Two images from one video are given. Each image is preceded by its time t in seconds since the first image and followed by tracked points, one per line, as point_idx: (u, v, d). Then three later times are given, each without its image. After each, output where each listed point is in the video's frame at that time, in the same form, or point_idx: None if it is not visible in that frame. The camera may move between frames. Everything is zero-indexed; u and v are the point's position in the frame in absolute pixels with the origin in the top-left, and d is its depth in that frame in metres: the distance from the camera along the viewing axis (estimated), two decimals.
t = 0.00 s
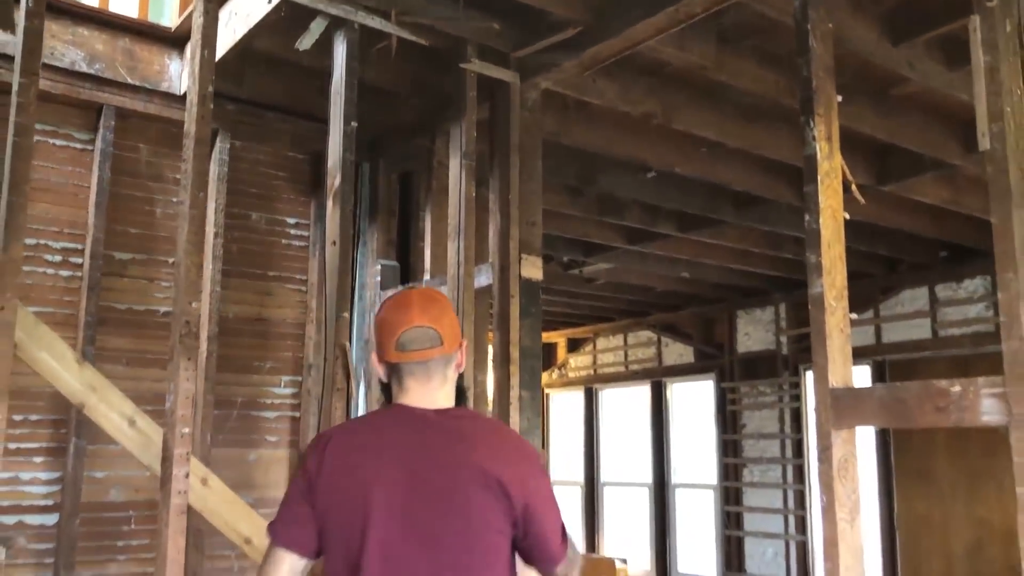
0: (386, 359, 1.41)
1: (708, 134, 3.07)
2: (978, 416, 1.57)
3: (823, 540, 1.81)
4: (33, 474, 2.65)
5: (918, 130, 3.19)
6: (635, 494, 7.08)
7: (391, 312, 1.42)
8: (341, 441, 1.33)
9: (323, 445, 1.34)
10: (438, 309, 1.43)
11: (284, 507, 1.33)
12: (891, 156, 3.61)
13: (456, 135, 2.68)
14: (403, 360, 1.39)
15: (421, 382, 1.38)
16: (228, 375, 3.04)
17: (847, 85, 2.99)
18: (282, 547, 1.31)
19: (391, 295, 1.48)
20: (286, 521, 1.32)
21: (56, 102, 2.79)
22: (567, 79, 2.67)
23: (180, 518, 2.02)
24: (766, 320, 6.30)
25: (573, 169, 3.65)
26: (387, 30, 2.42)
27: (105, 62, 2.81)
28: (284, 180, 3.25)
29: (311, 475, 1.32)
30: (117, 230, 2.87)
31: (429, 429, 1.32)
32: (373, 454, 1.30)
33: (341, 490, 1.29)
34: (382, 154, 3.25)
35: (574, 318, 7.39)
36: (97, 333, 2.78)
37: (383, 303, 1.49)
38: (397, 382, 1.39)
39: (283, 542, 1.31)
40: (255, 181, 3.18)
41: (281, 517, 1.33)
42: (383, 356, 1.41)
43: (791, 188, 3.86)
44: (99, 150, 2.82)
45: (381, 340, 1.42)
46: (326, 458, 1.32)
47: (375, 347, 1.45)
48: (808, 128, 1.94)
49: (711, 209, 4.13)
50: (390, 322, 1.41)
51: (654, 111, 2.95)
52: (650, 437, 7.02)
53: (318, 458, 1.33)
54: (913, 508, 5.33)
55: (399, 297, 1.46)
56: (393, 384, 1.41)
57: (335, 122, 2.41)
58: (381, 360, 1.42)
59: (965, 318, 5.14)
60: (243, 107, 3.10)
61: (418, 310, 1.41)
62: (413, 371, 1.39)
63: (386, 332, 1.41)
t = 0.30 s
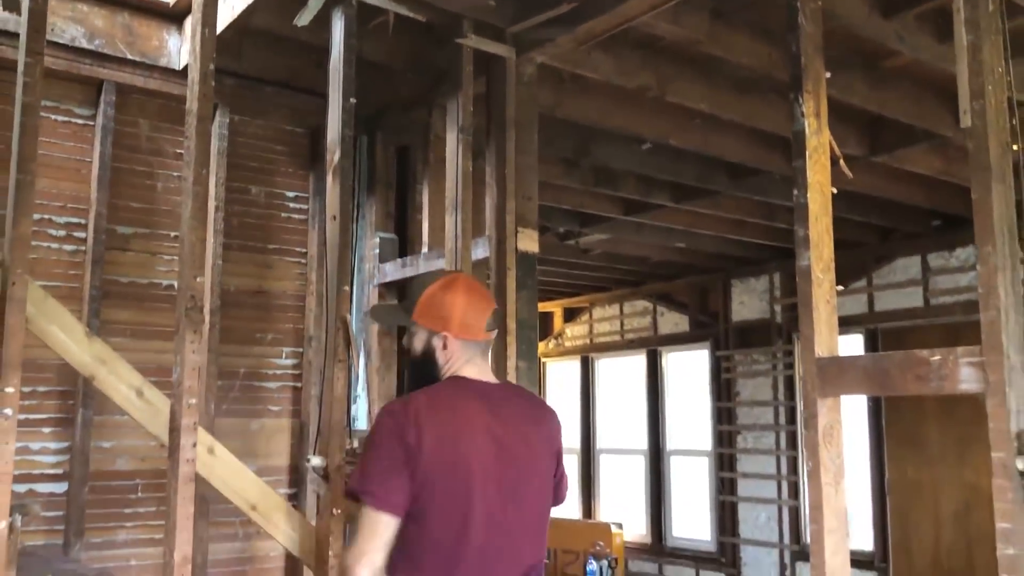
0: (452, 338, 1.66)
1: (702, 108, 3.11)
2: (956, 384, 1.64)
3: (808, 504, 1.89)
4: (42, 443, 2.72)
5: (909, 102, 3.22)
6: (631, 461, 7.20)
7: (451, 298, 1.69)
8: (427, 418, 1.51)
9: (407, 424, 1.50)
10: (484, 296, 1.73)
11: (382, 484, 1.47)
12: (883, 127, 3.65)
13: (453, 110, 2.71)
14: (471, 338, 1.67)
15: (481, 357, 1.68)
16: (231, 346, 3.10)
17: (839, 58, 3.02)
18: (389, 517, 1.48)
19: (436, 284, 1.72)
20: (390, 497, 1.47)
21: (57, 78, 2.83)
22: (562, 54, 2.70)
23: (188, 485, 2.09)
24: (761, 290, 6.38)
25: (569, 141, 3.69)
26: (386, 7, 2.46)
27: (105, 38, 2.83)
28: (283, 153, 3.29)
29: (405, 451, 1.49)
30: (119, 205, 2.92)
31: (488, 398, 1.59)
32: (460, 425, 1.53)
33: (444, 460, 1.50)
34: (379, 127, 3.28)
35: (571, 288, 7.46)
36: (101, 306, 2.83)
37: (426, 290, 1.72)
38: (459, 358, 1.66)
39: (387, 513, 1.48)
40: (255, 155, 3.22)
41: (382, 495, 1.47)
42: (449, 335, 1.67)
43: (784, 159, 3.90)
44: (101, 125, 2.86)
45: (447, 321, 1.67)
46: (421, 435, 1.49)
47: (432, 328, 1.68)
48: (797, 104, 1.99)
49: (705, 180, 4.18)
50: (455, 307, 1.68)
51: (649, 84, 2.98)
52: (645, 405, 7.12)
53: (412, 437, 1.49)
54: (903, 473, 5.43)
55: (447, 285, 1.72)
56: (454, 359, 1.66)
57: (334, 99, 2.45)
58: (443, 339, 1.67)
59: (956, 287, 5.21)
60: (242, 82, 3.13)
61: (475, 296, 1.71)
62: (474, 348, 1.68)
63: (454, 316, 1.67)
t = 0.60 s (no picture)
0: (485, 315, 1.74)
1: (705, 81, 3.12)
2: (948, 353, 1.67)
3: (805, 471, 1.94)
4: (58, 418, 2.80)
5: (912, 74, 3.23)
6: (638, 433, 7.27)
7: (485, 278, 1.76)
8: (501, 380, 1.62)
9: (488, 386, 1.59)
10: (506, 273, 1.82)
11: (481, 447, 1.54)
12: (887, 99, 3.65)
13: (456, 87, 2.75)
14: (502, 315, 1.77)
15: (502, 330, 1.77)
16: (242, 321, 3.16)
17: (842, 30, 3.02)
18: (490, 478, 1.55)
19: (467, 262, 1.76)
20: (487, 456, 1.55)
21: (66, 58, 2.87)
22: (565, 29, 2.72)
23: (202, 457, 2.16)
24: (767, 262, 6.41)
25: (574, 115, 3.71)
26: None
27: (112, 18, 2.86)
28: (290, 131, 3.32)
29: (493, 412, 1.58)
30: (129, 183, 2.96)
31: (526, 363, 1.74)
32: (526, 386, 1.66)
33: (521, 419, 1.61)
34: (384, 104, 3.31)
35: (578, 262, 7.49)
36: (114, 283, 2.89)
37: (459, 268, 1.76)
38: (488, 333, 1.75)
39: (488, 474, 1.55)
40: (263, 133, 3.26)
41: (483, 455, 1.54)
42: (484, 312, 1.74)
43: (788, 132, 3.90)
44: (110, 105, 2.90)
45: (483, 300, 1.74)
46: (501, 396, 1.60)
47: (467, 305, 1.74)
48: (794, 79, 2.02)
49: (709, 153, 4.19)
50: (490, 287, 1.75)
51: (651, 58, 2.99)
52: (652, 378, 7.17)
53: (496, 397, 1.59)
54: (907, 443, 5.48)
55: (478, 264, 1.77)
56: (483, 333, 1.74)
57: (338, 78, 2.47)
58: (476, 315, 1.74)
59: (960, 257, 5.23)
60: (248, 60, 3.16)
61: (503, 274, 1.79)
62: (500, 323, 1.77)
63: (489, 294, 1.74)
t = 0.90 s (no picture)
0: (508, 297, 1.75)
1: (719, 62, 3.13)
2: (954, 330, 1.70)
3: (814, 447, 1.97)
4: (89, 398, 2.89)
5: (929, 52, 3.20)
6: (658, 413, 7.30)
7: (510, 261, 1.76)
8: (537, 371, 1.63)
9: (530, 376, 1.60)
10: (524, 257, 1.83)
11: (539, 435, 1.52)
12: (905, 77, 3.62)
13: (472, 72, 2.80)
14: (522, 299, 1.78)
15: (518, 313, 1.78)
16: (265, 304, 3.24)
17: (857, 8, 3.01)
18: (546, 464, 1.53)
19: (493, 244, 1.77)
20: (542, 444, 1.52)
21: (91, 47, 2.94)
22: (578, 12, 2.74)
23: (227, 434, 2.23)
24: (787, 242, 6.39)
25: (590, 97, 3.72)
26: None
27: (135, 8, 2.93)
28: (309, 116, 3.38)
29: (538, 402, 1.58)
30: (153, 169, 3.04)
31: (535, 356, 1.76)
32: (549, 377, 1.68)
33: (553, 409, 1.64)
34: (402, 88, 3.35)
35: (597, 243, 7.51)
36: (141, 268, 2.98)
37: (485, 249, 1.75)
38: (507, 316, 1.76)
39: (544, 460, 1.53)
40: (284, 118, 3.32)
41: (541, 443, 1.52)
42: (507, 294, 1.75)
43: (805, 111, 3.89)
44: (133, 94, 2.98)
45: (508, 283, 1.74)
46: (539, 386, 1.61)
47: (488, 287, 1.74)
48: (804, 61, 2.05)
49: (726, 134, 4.20)
50: (515, 269, 1.75)
51: (665, 40, 3.00)
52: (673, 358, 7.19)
53: (537, 387, 1.60)
54: (928, 421, 5.47)
55: (503, 247, 1.77)
56: (503, 316, 1.75)
57: (355, 64, 2.52)
58: (498, 296, 1.74)
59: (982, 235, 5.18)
60: (267, 46, 3.22)
61: (525, 259, 1.80)
62: (518, 306, 1.78)
63: (513, 277, 1.75)
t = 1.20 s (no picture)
0: (521, 283, 1.62)
1: (745, 44, 3.09)
2: (977, 314, 1.79)
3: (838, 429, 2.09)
4: (124, 382, 2.96)
5: (962, 31, 3.14)
6: (687, 396, 7.29)
7: (522, 245, 1.62)
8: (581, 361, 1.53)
9: (577, 367, 1.50)
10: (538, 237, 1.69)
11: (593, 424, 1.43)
12: (938, 56, 3.55)
13: (497, 57, 2.81)
14: (536, 284, 1.64)
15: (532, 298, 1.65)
16: (295, 289, 3.29)
17: None
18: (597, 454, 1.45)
19: (505, 226, 1.62)
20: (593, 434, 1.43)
21: (123, 37, 2.99)
22: None
23: (257, 417, 2.28)
24: (818, 224, 6.30)
25: (617, 80, 3.70)
26: None
27: None
28: (337, 104, 3.41)
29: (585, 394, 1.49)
30: (184, 157, 3.09)
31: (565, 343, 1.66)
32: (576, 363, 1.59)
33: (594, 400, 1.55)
34: (429, 74, 3.38)
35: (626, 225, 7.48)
36: (173, 254, 3.03)
37: (496, 231, 1.61)
38: (520, 302, 1.63)
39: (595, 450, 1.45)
40: (313, 105, 3.35)
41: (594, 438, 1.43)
42: (520, 281, 1.61)
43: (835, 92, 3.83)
44: (164, 82, 3.03)
45: (521, 269, 1.61)
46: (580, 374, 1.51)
47: (498, 272, 1.60)
48: (829, 45, 2.18)
49: (754, 115, 4.16)
50: (528, 254, 1.62)
51: (692, 22, 2.97)
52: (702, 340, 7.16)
53: (583, 378, 1.51)
54: (961, 405, 5.39)
55: (515, 229, 1.63)
56: (515, 302, 1.62)
57: (381, 51, 2.54)
58: (511, 282, 1.61)
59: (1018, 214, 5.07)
60: (294, 34, 3.24)
61: (539, 239, 1.65)
62: (531, 291, 1.64)
63: (526, 262, 1.61)
